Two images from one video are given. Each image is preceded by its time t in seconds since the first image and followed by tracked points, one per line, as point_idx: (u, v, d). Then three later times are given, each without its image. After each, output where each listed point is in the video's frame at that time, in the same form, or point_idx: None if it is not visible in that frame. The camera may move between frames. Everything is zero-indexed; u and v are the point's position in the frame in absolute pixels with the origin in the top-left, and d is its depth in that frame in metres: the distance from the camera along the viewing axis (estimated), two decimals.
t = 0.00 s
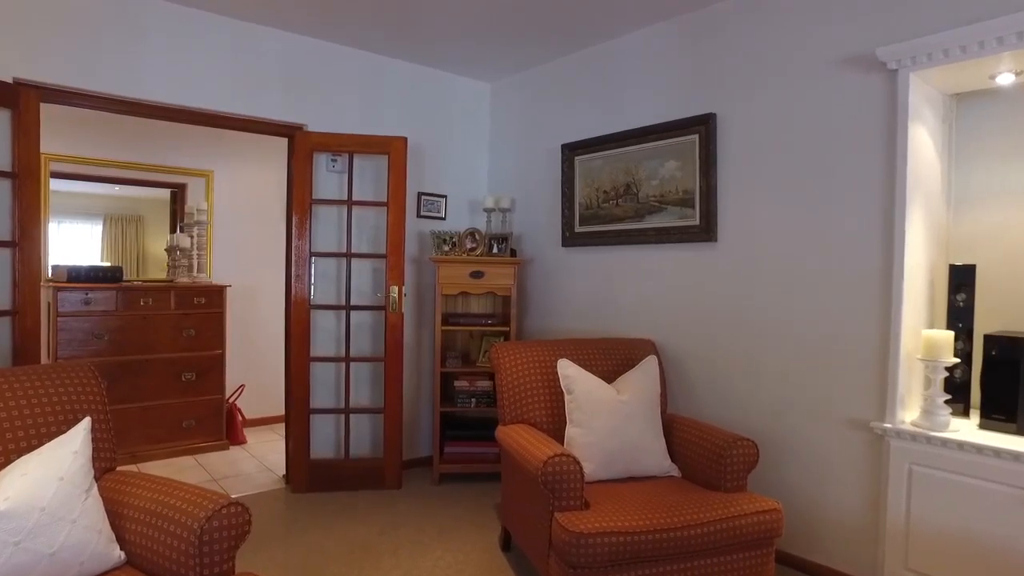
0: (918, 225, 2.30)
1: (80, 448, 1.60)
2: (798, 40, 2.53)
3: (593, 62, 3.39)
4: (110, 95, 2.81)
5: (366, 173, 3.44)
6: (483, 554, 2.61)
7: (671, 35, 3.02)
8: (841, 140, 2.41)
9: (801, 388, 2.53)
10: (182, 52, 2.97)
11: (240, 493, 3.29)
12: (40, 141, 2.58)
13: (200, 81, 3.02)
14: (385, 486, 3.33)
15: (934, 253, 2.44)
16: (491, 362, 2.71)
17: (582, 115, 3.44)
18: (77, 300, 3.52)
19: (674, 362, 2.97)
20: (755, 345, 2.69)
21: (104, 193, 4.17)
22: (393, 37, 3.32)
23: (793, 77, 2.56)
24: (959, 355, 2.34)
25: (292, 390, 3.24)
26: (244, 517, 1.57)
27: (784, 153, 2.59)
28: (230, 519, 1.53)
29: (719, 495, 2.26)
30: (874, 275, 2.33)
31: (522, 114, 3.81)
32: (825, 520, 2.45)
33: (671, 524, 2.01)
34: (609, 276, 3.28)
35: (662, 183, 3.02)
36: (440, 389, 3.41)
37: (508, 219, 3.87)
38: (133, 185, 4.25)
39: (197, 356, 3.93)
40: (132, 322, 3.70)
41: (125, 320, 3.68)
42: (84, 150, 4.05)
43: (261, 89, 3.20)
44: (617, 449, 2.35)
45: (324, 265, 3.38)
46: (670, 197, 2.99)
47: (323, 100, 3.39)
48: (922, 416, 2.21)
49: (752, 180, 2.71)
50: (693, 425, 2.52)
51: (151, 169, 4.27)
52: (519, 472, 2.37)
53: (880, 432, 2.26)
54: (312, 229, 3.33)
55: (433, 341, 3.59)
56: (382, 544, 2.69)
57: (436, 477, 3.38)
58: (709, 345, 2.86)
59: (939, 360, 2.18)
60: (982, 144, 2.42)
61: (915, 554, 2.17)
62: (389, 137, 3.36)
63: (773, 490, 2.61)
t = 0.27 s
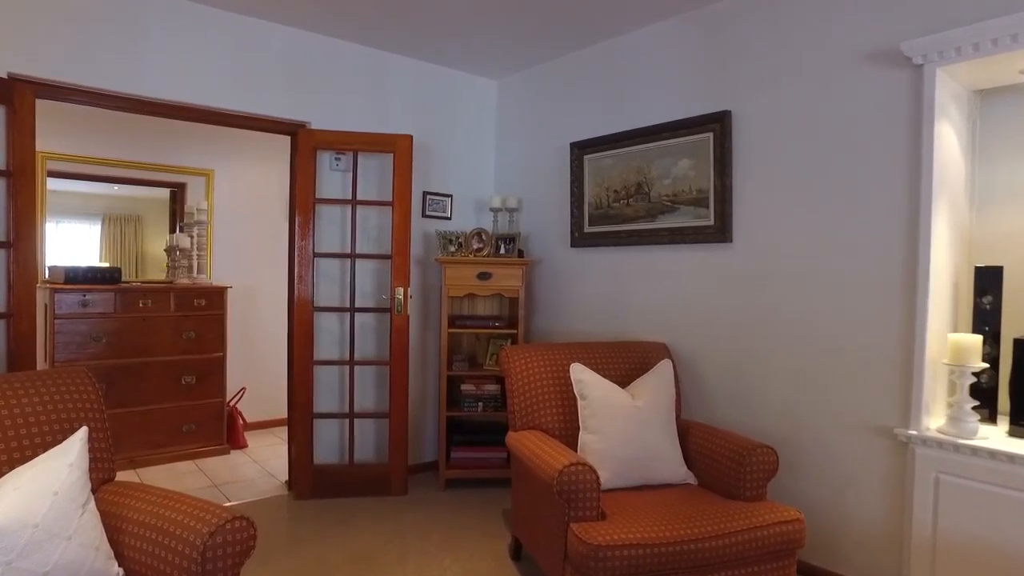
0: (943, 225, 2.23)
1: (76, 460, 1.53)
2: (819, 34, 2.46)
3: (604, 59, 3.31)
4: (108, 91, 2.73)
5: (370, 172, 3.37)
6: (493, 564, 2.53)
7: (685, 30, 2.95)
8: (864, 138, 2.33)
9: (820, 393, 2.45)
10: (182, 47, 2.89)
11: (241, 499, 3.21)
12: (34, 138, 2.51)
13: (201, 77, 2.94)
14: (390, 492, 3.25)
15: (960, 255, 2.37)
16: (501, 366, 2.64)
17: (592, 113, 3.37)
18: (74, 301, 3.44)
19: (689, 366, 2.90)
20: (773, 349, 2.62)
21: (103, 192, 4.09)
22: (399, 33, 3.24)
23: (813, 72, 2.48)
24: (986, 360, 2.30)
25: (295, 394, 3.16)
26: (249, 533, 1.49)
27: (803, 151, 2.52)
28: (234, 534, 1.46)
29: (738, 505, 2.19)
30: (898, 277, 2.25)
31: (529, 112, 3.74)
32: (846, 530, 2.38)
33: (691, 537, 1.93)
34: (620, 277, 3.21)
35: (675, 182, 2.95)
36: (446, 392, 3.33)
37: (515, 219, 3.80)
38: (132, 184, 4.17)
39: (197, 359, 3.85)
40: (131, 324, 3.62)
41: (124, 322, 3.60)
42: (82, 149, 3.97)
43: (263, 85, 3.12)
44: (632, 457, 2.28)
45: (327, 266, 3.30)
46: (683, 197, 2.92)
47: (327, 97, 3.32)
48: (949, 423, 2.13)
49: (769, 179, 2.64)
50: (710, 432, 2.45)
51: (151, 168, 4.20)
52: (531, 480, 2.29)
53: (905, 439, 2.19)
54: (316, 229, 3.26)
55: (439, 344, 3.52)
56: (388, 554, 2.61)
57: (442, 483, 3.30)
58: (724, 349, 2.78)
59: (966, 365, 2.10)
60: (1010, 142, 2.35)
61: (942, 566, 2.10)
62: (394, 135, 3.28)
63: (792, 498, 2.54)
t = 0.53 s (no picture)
0: (968, 225, 2.17)
1: (75, 469, 1.47)
2: (838, 29, 2.40)
3: (613, 56, 3.25)
4: (107, 87, 2.66)
5: (375, 171, 3.30)
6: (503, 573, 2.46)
7: (697, 26, 2.89)
8: (885, 135, 2.27)
9: (839, 397, 2.39)
10: (183, 42, 2.82)
11: (243, 505, 3.14)
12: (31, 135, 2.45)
13: (202, 73, 2.87)
14: (395, 498, 3.18)
15: (983, 255, 2.31)
16: (510, 369, 2.58)
17: (601, 111, 3.31)
18: (73, 302, 3.37)
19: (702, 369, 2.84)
20: (789, 352, 2.55)
21: (102, 193, 4.01)
22: (404, 29, 3.17)
23: (831, 68, 2.42)
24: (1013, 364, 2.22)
25: (299, 398, 3.09)
26: (256, 545, 1.43)
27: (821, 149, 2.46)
28: (240, 548, 1.40)
29: (757, 512, 2.13)
30: (920, 277, 2.19)
31: (536, 110, 3.68)
32: (867, 538, 2.31)
33: (711, 546, 1.87)
34: (630, 278, 3.14)
35: (686, 181, 2.89)
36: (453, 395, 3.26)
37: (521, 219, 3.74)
38: (131, 184, 4.09)
39: (198, 361, 3.78)
40: (130, 326, 3.55)
41: (124, 324, 3.53)
42: (80, 147, 3.89)
43: (266, 82, 3.05)
44: (647, 463, 2.22)
45: (331, 267, 3.24)
46: (695, 196, 2.86)
47: (331, 95, 3.25)
48: (974, 428, 2.08)
49: (785, 178, 2.58)
50: (726, 437, 2.38)
51: (150, 167, 4.12)
52: (544, 487, 2.23)
53: (927, 445, 2.13)
54: (320, 229, 3.19)
55: (445, 346, 3.46)
56: (395, 562, 2.54)
57: (449, 488, 3.24)
58: (738, 351, 2.72)
59: (992, 369, 2.04)
60: None
61: None
62: (399, 133, 3.22)
63: (809, 505, 2.47)
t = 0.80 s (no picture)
0: (990, 224, 2.11)
1: (70, 480, 1.41)
2: (855, 24, 2.34)
3: (621, 52, 3.19)
4: (105, 83, 2.59)
5: (378, 170, 3.24)
6: None
7: (708, 21, 2.83)
8: (905, 133, 2.21)
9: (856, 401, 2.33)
10: (183, 37, 2.75)
11: (244, 511, 3.07)
12: (24, 128, 2.41)
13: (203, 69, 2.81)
14: (399, 503, 3.12)
15: (1005, 255, 2.25)
16: (518, 372, 2.52)
17: (609, 108, 3.25)
18: (70, 303, 3.30)
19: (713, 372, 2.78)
20: (803, 355, 2.49)
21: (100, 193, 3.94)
22: (409, 24, 3.11)
23: (848, 64, 2.36)
24: None
25: (301, 401, 3.03)
26: (260, 559, 1.37)
27: (836, 146, 2.40)
28: (244, 561, 1.34)
29: (774, 519, 2.07)
30: (941, 278, 2.13)
31: (541, 108, 3.62)
32: (886, 546, 2.25)
33: (729, 555, 1.81)
34: (639, 279, 3.09)
35: (697, 180, 2.83)
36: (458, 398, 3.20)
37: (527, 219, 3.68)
38: (130, 184, 4.02)
39: (198, 363, 3.72)
40: (129, 327, 3.49)
41: (122, 326, 3.47)
42: (77, 145, 3.81)
43: (267, 78, 2.99)
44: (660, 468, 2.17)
45: (334, 268, 3.17)
46: (706, 195, 2.80)
47: (333, 92, 3.19)
48: (998, 433, 2.02)
49: (800, 177, 2.52)
50: (740, 441, 2.33)
51: (149, 166, 4.05)
52: (554, 493, 2.17)
53: (949, 450, 2.07)
54: (322, 228, 3.12)
55: (450, 348, 3.39)
56: (400, 569, 2.48)
57: (454, 493, 3.18)
58: (751, 353, 2.66)
59: (1017, 372, 1.98)
60: None
61: None
62: (404, 131, 3.16)
63: (825, 511, 2.41)
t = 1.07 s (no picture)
0: (1013, 221, 2.05)
1: (64, 488, 1.36)
2: (871, 16, 2.28)
3: (628, 48, 3.14)
4: (101, 77, 2.53)
5: (381, 167, 3.18)
6: None
7: (718, 15, 2.77)
8: (923, 127, 2.16)
9: (873, 403, 2.28)
10: (181, 30, 2.70)
11: (244, 514, 3.01)
12: (19, 125, 2.36)
13: (202, 63, 2.75)
14: (403, 506, 3.07)
15: None
16: (525, 374, 2.46)
17: (616, 105, 3.19)
18: (67, 303, 3.25)
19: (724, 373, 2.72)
20: (817, 356, 2.44)
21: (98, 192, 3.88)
22: (412, 19, 3.05)
23: (864, 58, 2.30)
24: None
25: (302, 403, 2.97)
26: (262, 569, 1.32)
27: (851, 142, 2.34)
28: (245, 573, 1.28)
29: (790, 524, 2.02)
30: (962, 277, 2.07)
31: (546, 104, 3.56)
32: (904, 552, 2.20)
33: (747, 562, 1.75)
34: (647, 278, 3.03)
35: (707, 177, 2.78)
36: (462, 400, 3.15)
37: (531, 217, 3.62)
38: (127, 182, 3.96)
39: (197, 364, 3.66)
40: (127, 328, 3.43)
41: (120, 326, 3.40)
42: (74, 142, 3.74)
43: (268, 73, 2.93)
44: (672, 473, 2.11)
45: (336, 267, 3.12)
46: (716, 192, 2.74)
47: (335, 88, 3.14)
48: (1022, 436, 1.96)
49: (813, 173, 2.46)
50: (753, 444, 2.27)
51: (147, 164, 3.99)
52: (564, 498, 2.12)
53: (971, 454, 2.01)
54: (324, 227, 3.07)
55: (454, 349, 3.34)
56: None
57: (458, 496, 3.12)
58: (763, 354, 2.61)
59: None
60: None
61: None
62: (407, 128, 3.10)
63: (841, 515, 2.36)
